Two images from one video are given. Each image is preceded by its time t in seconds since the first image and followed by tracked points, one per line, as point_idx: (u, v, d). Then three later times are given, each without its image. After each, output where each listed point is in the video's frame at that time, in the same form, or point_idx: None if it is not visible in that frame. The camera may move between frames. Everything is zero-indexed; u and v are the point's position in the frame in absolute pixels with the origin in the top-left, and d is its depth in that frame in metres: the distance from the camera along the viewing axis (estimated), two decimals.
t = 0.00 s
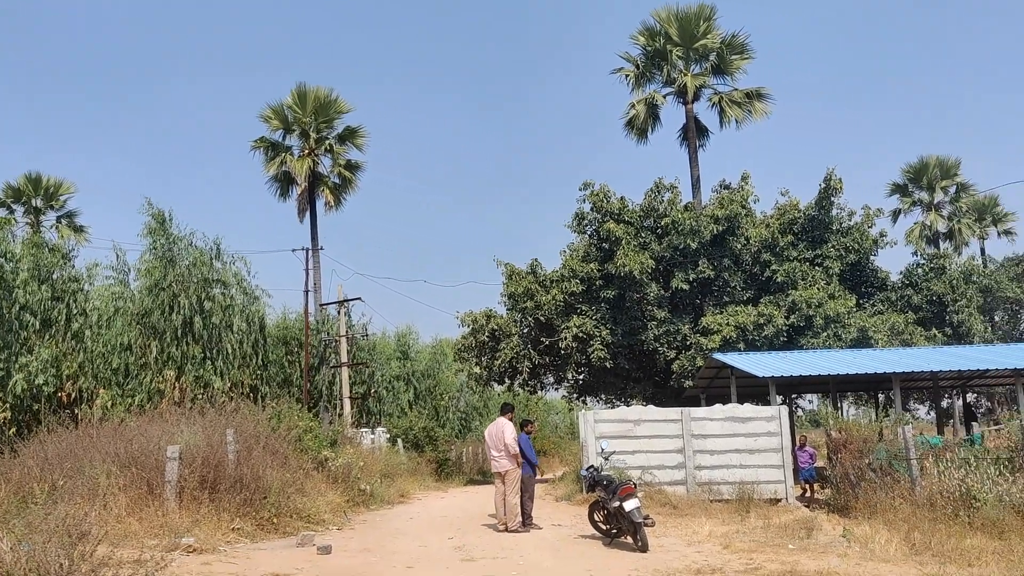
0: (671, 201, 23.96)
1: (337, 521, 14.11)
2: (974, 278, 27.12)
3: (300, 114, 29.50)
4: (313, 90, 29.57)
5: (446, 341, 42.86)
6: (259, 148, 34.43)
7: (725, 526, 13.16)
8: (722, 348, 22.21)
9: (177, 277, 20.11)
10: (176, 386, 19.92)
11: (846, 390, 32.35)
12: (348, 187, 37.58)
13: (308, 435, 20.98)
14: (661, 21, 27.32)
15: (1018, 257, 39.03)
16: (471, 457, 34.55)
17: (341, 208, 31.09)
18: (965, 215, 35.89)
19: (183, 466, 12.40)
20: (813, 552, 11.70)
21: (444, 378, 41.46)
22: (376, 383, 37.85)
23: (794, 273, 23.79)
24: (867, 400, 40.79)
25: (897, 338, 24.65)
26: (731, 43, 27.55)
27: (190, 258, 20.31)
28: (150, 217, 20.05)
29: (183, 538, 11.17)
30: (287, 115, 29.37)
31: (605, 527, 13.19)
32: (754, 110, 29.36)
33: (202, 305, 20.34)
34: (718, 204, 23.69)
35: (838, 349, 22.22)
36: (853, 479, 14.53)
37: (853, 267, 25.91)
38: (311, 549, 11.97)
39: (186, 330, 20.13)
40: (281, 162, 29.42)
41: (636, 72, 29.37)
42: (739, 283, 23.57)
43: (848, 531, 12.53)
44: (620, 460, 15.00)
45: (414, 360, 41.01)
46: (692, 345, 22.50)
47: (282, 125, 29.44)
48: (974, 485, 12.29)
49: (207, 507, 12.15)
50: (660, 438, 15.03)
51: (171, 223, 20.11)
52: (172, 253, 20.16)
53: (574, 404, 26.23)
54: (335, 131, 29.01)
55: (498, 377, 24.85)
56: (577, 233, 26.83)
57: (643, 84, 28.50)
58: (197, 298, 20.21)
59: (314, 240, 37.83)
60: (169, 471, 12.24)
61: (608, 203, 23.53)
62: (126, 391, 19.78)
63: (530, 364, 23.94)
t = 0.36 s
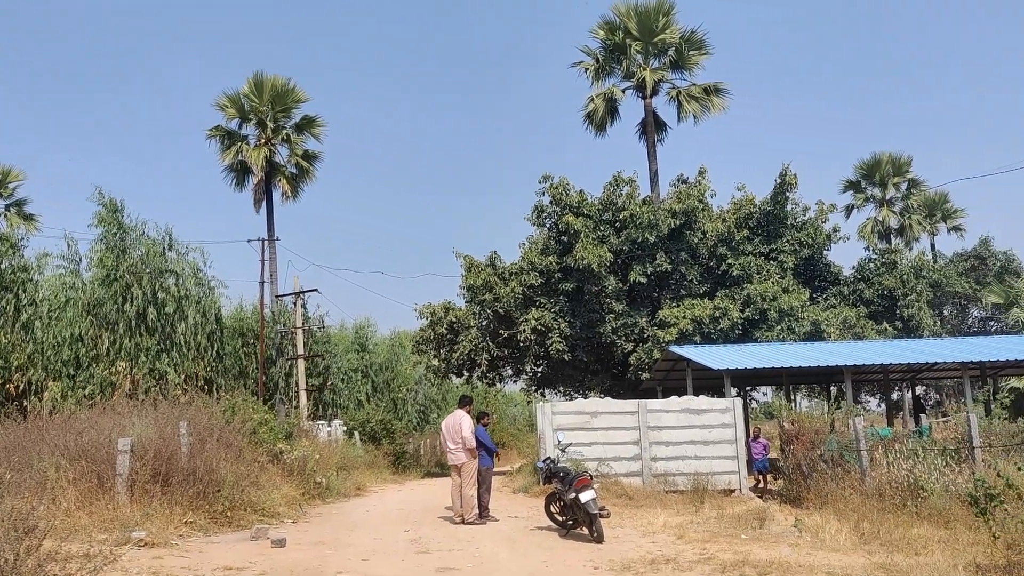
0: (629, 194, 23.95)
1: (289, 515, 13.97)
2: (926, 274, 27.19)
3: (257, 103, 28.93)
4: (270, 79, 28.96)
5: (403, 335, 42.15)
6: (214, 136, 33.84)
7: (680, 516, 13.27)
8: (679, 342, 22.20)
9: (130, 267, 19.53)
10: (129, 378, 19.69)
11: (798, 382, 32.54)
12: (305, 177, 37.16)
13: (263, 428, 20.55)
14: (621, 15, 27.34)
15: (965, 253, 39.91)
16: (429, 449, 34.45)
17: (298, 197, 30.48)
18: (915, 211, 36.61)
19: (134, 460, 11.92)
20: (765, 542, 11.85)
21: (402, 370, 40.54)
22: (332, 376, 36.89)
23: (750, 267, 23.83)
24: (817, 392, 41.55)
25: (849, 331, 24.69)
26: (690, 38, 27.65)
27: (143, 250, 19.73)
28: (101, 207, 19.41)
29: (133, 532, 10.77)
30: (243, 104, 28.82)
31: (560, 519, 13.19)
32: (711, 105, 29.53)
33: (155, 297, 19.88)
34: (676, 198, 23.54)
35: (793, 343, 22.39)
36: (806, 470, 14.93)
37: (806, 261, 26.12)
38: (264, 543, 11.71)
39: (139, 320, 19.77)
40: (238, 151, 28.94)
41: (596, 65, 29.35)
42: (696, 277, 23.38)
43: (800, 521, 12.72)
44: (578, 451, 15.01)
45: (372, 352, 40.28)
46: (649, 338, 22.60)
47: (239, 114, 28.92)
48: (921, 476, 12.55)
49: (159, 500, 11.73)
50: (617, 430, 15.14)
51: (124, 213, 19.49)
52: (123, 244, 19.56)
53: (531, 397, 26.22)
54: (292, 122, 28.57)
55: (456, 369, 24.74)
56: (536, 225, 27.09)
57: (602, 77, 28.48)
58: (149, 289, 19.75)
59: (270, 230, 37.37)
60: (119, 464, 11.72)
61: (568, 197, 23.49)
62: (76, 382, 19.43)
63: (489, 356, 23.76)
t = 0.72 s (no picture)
0: (596, 190, 23.83)
1: (255, 510, 13.11)
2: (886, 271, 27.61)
3: (222, 95, 28.46)
4: (235, 71, 28.54)
5: (369, 330, 41.54)
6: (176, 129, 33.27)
7: (643, 511, 13.10)
8: (644, 338, 22.21)
9: (91, 261, 19.24)
10: (91, 373, 19.35)
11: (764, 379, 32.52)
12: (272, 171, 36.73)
13: (225, 422, 19.17)
14: (589, 12, 27.32)
15: (925, 251, 40.44)
16: (394, 446, 34.05)
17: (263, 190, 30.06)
18: (876, 210, 36.98)
19: (92, 455, 11.42)
20: (727, 536, 11.69)
21: (368, 366, 40.26)
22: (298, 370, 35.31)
23: (714, 264, 23.81)
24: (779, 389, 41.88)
25: (810, 327, 24.94)
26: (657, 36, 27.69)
27: (102, 242, 19.53)
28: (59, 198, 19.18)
29: (91, 528, 10.16)
30: (207, 96, 28.33)
31: (525, 514, 12.93)
32: (677, 104, 29.59)
33: (115, 290, 19.54)
34: (642, 194, 23.61)
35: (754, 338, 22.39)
36: (767, 464, 14.57)
37: (770, 258, 26.30)
38: (226, 539, 11.09)
39: (101, 314, 19.45)
40: (201, 143, 28.40)
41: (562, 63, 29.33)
42: (662, 273, 23.45)
43: (760, 515, 12.58)
44: (543, 447, 14.92)
45: (337, 347, 39.51)
46: (614, 334, 22.49)
47: (203, 106, 28.44)
48: (880, 470, 12.57)
49: (118, 496, 11.18)
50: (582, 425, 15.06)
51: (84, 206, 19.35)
52: (83, 238, 19.32)
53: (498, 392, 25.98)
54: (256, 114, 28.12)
55: (422, 365, 24.75)
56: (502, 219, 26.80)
57: (569, 75, 28.44)
58: (110, 281, 19.43)
59: (235, 226, 37.07)
60: (77, 460, 11.21)
61: (535, 193, 23.23)
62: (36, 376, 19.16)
63: (454, 352, 23.78)
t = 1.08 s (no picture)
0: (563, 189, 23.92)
1: (216, 509, 12.70)
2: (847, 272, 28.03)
3: (186, 87, 27.94)
4: (200, 65, 28.09)
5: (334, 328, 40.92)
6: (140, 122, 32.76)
7: (606, 509, 12.81)
8: (610, 336, 22.24)
9: (49, 256, 19.01)
10: (49, 369, 19.05)
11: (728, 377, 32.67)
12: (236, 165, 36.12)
13: (187, 419, 18.37)
14: (557, 10, 27.31)
15: (887, 252, 40.98)
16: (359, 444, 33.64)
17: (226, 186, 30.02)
18: (839, 212, 37.32)
19: (48, 452, 10.85)
20: (689, 533, 11.43)
21: (333, 363, 39.43)
22: (262, 368, 34.45)
23: (680, 264, 23.93)
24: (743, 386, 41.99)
25: (774, 326, 24.86)
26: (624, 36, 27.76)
27: (59, 235, 19.21)
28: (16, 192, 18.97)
29: (47, 527, 9.64)
30: (171, 89, 27.87)
31: (488, 512, 12.44)
32: (645, 103, 29.65)
33: (73, 284, 19.23)
34: (609, 193, 23.71)
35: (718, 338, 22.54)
36: (729, 462, 14.42)
37: (735, 257, 26.49)
38: (186, 537, 10.64)
39: (59, 310, 19.17)
40: (164, 137, 27.98)
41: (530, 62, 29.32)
42: (627, 272, 23.54)
43: (723, 512, 12.37)
44: (508, 445, 14.43)
45: (302, 345, 38.58)
46: (581, 332, 22.59)
47: (166, 99, 27.90)
48: (840, 468, 12.28)
49: (76, 494, 10.66)
50: (547, 423, 14.60)
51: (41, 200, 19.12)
52: (41, 232, 19.02)
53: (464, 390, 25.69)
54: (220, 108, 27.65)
55: (386, 362, 24.48)
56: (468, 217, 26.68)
57: (537, 73, 28.41)
58: (68, 275, 19.18)
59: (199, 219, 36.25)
60: (32, 456, 10.66)
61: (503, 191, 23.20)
62: None
63: (420, 349, 23.45)
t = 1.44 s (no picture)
0: (532, 189, 23.67)
1: (177, 508, 12.19)
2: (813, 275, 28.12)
3: (151, 82, 27.47)
4: (166, 59, 27.54)
5: (301, 326, 40.40)
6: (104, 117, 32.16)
7: (571, 509, 12.56)
8: (577, 336, 22.10)
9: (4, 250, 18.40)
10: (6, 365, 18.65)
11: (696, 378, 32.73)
12: (202, 160, 35.53)
13: (148, 417, 17.81)
14: (528, 11, 27.21)
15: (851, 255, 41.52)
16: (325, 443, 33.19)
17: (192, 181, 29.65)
18: (805, 214, 37.63)
19: (5, 450, 10.22)
20: (652, 533, 11.17)
21: (299, 362, 39.08)
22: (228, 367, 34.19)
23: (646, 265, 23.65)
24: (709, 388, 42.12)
25: (739, 328, 24.97)
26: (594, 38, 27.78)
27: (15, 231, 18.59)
28: None
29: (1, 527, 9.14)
30: (136, 82, 27.38)
31: (453, 511, 11.86)
32: (614, 105, 29.70)
33: (32, 279, 18.87)
34: (578, 193, 23.57)
35: (684, 339, 22.45)
36: (694, 462, 13.92)
37: (701, 259, 26.47)
38: (145, 536, 10.21)
39: (15, 305, 18.75)
40: (128, 130, 27.45)
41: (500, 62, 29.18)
42: (595, 273, 23.41)
43: (686, 512, 12.15)
44: (474, 444, 14.26)
45: (268, 343, 38.36)
46: (548, 332, 22.50)
47: (131, 93, 27.45)
48: (802, 468, 11.93)
49: (33, 494, 10.06)
50: (513, 423, 14.45)
51: None
52: None
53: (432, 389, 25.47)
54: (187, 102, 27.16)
55: (353, 360, 24.28)
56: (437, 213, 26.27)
57: (507, 73, 28.29)
58: (24, 270, 18.70)
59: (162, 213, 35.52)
60: None
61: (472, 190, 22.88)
62: None
63: (387, 349, 23.54)
